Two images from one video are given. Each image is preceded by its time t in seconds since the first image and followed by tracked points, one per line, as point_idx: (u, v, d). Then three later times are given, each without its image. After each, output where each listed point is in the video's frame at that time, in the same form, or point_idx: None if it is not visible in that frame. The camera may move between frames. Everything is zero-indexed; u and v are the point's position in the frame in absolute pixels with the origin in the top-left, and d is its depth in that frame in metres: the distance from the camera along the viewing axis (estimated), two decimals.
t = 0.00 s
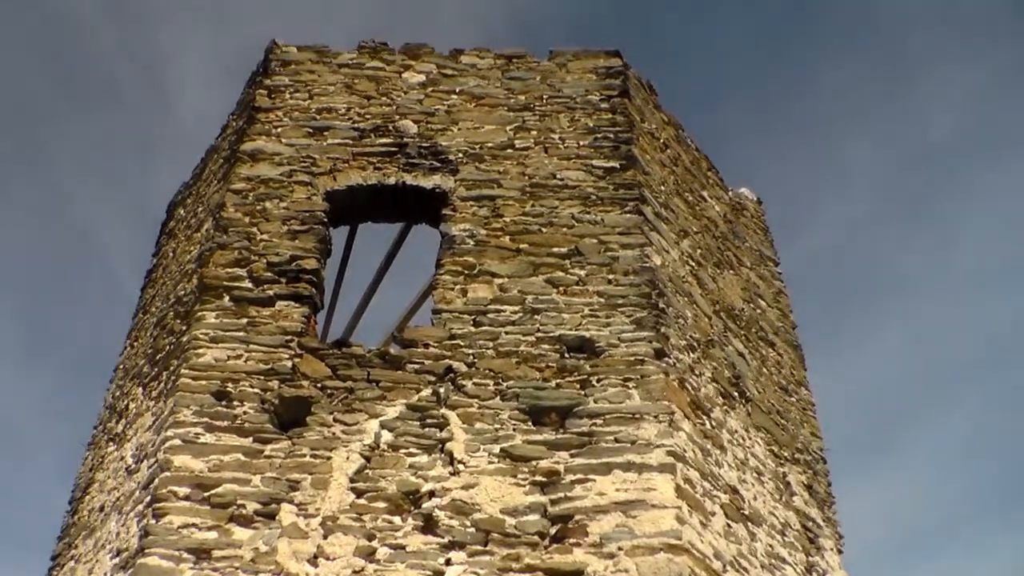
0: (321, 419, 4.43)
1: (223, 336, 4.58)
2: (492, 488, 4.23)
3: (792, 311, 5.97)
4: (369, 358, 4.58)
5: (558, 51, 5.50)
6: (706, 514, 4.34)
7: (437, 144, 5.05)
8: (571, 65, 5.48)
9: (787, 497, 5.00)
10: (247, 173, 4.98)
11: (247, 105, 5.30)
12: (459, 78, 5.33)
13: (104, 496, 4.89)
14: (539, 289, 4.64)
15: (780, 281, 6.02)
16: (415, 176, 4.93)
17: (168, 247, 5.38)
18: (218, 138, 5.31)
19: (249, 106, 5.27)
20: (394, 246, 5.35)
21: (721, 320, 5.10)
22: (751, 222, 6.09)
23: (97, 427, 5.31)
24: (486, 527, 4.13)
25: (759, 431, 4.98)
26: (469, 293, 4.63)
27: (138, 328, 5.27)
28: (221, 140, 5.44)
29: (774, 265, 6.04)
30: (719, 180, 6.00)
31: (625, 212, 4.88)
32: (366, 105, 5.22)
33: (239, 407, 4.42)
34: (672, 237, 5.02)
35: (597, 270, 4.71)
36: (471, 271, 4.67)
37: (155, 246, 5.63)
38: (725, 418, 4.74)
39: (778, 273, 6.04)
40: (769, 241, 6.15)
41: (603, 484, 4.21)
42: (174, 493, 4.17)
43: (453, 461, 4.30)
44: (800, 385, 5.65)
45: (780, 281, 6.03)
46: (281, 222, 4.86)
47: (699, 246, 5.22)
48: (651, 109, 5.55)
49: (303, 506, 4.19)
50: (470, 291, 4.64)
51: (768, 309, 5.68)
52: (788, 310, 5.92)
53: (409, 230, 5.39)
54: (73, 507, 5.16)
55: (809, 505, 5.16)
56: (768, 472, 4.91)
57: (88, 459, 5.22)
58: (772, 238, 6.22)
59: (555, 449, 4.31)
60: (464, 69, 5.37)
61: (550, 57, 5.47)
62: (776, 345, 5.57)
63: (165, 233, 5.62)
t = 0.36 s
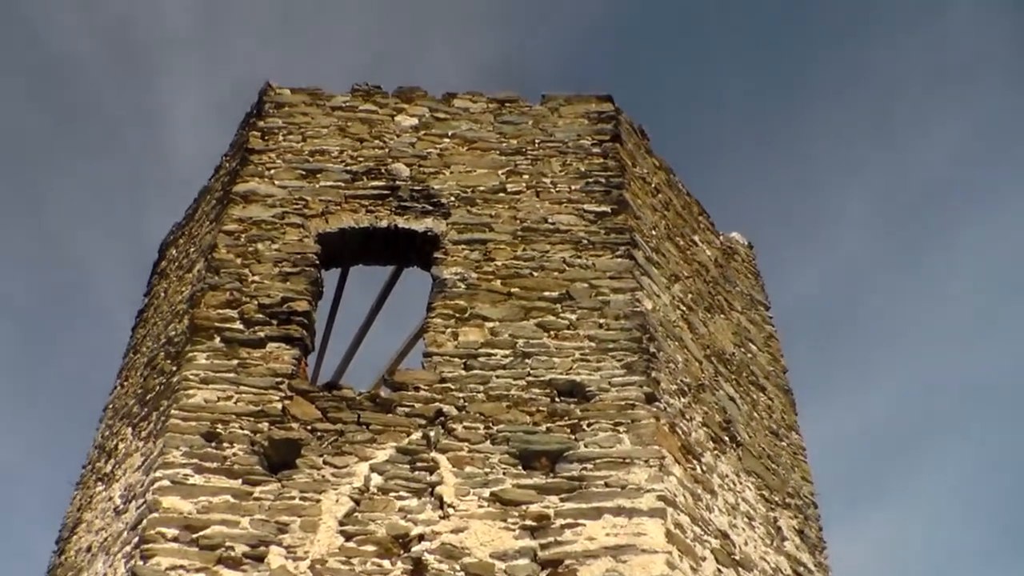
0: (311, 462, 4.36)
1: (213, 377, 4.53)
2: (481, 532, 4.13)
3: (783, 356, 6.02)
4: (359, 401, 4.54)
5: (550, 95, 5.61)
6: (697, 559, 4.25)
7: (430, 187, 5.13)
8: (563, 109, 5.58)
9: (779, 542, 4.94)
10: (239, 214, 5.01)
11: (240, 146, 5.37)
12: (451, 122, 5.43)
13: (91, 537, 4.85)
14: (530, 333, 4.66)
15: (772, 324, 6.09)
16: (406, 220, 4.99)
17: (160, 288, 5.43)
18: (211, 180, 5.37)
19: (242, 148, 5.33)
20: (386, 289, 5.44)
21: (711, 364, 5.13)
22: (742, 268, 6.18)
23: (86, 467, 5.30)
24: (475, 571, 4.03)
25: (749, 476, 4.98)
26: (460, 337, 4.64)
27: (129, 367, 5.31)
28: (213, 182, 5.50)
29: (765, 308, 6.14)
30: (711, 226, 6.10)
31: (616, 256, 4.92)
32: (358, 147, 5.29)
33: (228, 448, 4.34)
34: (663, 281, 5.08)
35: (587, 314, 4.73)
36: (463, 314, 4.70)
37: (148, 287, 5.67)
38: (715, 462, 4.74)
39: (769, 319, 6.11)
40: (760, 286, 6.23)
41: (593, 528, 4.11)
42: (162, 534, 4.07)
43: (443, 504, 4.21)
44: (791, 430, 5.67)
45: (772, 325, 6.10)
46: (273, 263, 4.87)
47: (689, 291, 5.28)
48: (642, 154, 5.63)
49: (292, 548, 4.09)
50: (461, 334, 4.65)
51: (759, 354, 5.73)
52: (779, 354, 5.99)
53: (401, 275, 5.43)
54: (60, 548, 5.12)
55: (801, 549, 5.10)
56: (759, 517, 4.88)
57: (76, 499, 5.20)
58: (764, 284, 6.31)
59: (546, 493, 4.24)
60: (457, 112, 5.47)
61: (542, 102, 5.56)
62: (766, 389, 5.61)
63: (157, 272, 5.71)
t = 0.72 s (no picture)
0: (308, 485, 4.35)
1: (210, 401, 4.53)
2: (479, 556, 4.12)
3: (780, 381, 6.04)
4: (357, 425, 4.54)
5: (549, 121, 5.64)
6: None
7: (428, 212, 5.15)
8: (561, 135, 5.61)
9: (776, 566, 4.94)
10: (237, 238, 5.03)
11: (239, 170, 5.39)
12: (450, 147, 5.46)
13: (86, 559, 4.83)
14: (528, 358, 4.67)
15: (769, 349, 6.12)
16: (405, 244, 5.01)
17: (158, 310, 5.44)
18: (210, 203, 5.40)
19: (240, 172, 5.35)
20: (383, 313, 5.47)
21: (709, 390, 5.16)
22: (739, 293, 6.22)
23: (82, 489, 5.29)
24: None
25: (746, 501, 4.99)
26: (458, 361, 4.65)
27: (126, 389, 5.32)
28: (212, 205, 5.52)
29: (762, 333, 6.16)
30: (708, 251, 6.14)
31: (614, 281, 4.95)
32: (357, 172, 5.31)
33: (225, 471, 4.33)
34: (661, 306, 5.11)
35: (585, 339, 4.75)
36: (460, 338, 4.71)
37: (146, 309, 5.68)
38: (713, 487, 4.75)
39: (766, 344, 6.14)
40: (757, 311, 6.26)
41: (590, 553, 4.11)
42: (158, 557, 4.05)
43: (440, 528, 4.20)
44: (788, 455, 5.69)
45: (769, 350, 6.13)
46: (271, 287, 4.88)
47: (687, 316, 5.31)
48: (640, 180, 5.67)
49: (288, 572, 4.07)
50: (459, 358, 4.66)
51: (756, 379, 5.76)
52: (776, 379, 6.02)
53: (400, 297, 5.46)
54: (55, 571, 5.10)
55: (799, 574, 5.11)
56: (756, 542, 4.89)
57: (72, 521, 5.19)
58: (761, 309, 6.35)
59: (543, 518, 4.23)
60: (455, 137, 5.51)
61: (541, 128, 5.59)
62: (764, 415, 5.63)
63: (156, 294, 5.72)
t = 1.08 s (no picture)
0: (305, 494, 4.35)
1: (208, 409, 4.53)
2: (477, 565, 4.12)
3: (778, 390, 6.05)
4: (354, 434, 4.54)
5: (547, 130, 5.66)
6: None
7: (426, 221, 5.16)
8: (560, 145, 5.62)
9: None
10: (236, 247, 5.04)
11: (237, 179, 5.40)
12: (448, 156, 5.47)
13: (83, 568, 4.82)
14: (526, 367, 4.68)
15: (768, 358, 6.13)
16: (403, 253, 5.02)
17: (156, 318, 5.45)
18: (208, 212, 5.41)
19: (239, 181, 5.36)
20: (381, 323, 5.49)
21: (707, 399, 5.16)
22: (738, 302, 6.24)
23: (80, 497, 5.29)
24: None
25: (744, 510, 4.99)
26: (456, 370, 4.66)
27: (123, 398, 5.32)
28: (211, 214, 5.53)
29: (760, 343, 6.17)
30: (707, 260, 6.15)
31: (612, 291, 4.96)
32: (356, 181, 5.33)
33: (222, 480, 4.33)
34: (659, 316, 5.12)
35: (583, 348, 4.75)
36: (458, 347, 4.72)
37: (144, 317, 5.69)
38: (711, 496, 4.75)
39: (765, 353, 6.15)
40: (755, 320, 6.28)
41: (588, 562, 4.12)
42: (155, 565, 4.05)
43: (438, 537, 4.20)
44: (786, 464, 5.70)
45: (767, 360, 6.14)
46: (269, 295, 4.89)
47: (685, 325, 5.32)
48: (638, 189, 5.68)
49: None
50: (457, 367, 4.67)
51: (754, 389, 5.77)
52: (774, 388, 6.02)
53: (398, 306, 5.46)
54: None
55: None
56: (754, 552, 4.89)
57: (69, 529, 5.19)
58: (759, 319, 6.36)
59: (541, 527, 4.24)
60: (454, 147, 5.52)
61: (539, 138, 5.60)
62: (762, 424, 5.64)
63: (153, 302, 5.73)
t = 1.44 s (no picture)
0: (305, 491, 4.35)
1: (207, 406, 4.53)
2: (475, 562, 4.13)
3: (778, 388, 6.05)
4: (353, 431, 4.54)
5: (547, 128, 5.66)
6: None
7: (425, 218, 5.16)
8: (559, 142, 5.62)
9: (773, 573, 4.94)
10: (235, 244, 5.04)
11: (237, 176, 5.40)
12: (448, 153, 5.47)
13: (83, 565, 4.82)
14: (525, 364, 4.68)
15: (767, 356, 6.13)
16: (403, 251, 5.02)
17: (155, 316, 5.45)
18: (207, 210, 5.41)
19: (238, 178, 5.36)
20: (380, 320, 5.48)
21: (706, 396, 5.17)
22: (737, 300, 6.24)
23: (79, 494, 5.29)
24: None
25: (743, 508, 5.00)
26: (455, 368, 4.66)
27: (122, 395, 5.33)
28: (210, 211, 5.54)
29: (759, 340, 6.17)
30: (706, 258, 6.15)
31: (611, 288, 4.96)
32: (355, 178, 5.33)
33: (222, 477, 4.34)
34: (659, 313, 5.12)
35: (582, 346, 4.76)
36: (457, 345, 4.72)
37: (143, 315, 5.69)
38: (710, 494, 4.76)
39: (764, 351, 6.15)
40: (755, 318, 6.28)
41: (587, 559, 4.12)
42: (155, 562, 4.06)
43: (437, 535, 4.21)
44: (785, 462, 5.70)
45: (766, 357, 6.14)
46: (269, 293, 4.89)
47: (684, 322, 5.32)
48: (638, 187, 5.69)
49: None
50: (456, 365, 4.67)
51: (754, 386, 5.77)
52: (773, 386, 6.02)
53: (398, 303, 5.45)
54: None
55: None
56: (753, 549, 4.89)
57: (69, 526, 5.20)
58: (759, 316, 6.36)
59: (540, 524, 4.24)
60: (453, 144, 5.52)
61: (539, 136, 5.60)
62: (761, 422, 5.64)
63: (152, 300, 5.73)
